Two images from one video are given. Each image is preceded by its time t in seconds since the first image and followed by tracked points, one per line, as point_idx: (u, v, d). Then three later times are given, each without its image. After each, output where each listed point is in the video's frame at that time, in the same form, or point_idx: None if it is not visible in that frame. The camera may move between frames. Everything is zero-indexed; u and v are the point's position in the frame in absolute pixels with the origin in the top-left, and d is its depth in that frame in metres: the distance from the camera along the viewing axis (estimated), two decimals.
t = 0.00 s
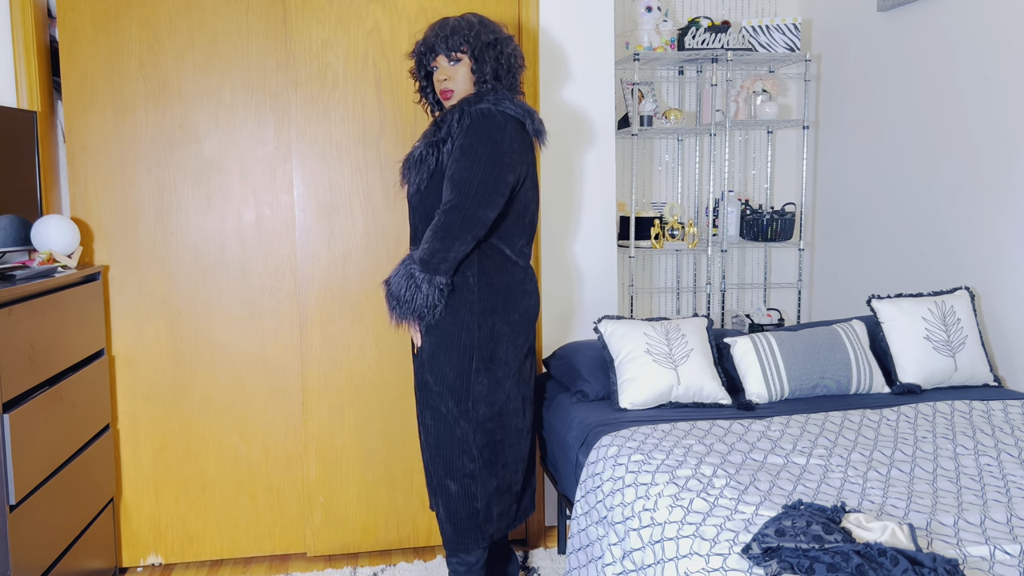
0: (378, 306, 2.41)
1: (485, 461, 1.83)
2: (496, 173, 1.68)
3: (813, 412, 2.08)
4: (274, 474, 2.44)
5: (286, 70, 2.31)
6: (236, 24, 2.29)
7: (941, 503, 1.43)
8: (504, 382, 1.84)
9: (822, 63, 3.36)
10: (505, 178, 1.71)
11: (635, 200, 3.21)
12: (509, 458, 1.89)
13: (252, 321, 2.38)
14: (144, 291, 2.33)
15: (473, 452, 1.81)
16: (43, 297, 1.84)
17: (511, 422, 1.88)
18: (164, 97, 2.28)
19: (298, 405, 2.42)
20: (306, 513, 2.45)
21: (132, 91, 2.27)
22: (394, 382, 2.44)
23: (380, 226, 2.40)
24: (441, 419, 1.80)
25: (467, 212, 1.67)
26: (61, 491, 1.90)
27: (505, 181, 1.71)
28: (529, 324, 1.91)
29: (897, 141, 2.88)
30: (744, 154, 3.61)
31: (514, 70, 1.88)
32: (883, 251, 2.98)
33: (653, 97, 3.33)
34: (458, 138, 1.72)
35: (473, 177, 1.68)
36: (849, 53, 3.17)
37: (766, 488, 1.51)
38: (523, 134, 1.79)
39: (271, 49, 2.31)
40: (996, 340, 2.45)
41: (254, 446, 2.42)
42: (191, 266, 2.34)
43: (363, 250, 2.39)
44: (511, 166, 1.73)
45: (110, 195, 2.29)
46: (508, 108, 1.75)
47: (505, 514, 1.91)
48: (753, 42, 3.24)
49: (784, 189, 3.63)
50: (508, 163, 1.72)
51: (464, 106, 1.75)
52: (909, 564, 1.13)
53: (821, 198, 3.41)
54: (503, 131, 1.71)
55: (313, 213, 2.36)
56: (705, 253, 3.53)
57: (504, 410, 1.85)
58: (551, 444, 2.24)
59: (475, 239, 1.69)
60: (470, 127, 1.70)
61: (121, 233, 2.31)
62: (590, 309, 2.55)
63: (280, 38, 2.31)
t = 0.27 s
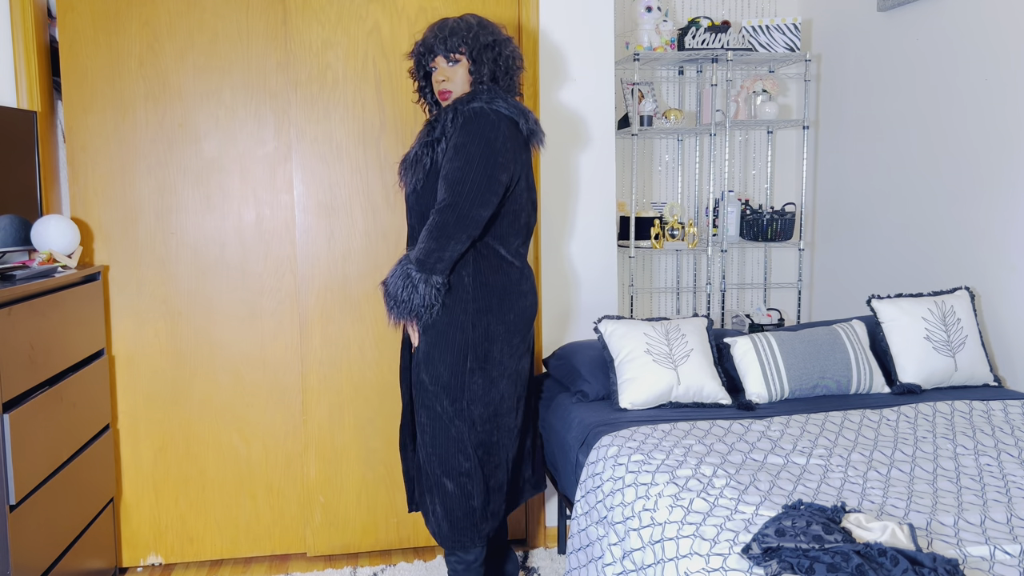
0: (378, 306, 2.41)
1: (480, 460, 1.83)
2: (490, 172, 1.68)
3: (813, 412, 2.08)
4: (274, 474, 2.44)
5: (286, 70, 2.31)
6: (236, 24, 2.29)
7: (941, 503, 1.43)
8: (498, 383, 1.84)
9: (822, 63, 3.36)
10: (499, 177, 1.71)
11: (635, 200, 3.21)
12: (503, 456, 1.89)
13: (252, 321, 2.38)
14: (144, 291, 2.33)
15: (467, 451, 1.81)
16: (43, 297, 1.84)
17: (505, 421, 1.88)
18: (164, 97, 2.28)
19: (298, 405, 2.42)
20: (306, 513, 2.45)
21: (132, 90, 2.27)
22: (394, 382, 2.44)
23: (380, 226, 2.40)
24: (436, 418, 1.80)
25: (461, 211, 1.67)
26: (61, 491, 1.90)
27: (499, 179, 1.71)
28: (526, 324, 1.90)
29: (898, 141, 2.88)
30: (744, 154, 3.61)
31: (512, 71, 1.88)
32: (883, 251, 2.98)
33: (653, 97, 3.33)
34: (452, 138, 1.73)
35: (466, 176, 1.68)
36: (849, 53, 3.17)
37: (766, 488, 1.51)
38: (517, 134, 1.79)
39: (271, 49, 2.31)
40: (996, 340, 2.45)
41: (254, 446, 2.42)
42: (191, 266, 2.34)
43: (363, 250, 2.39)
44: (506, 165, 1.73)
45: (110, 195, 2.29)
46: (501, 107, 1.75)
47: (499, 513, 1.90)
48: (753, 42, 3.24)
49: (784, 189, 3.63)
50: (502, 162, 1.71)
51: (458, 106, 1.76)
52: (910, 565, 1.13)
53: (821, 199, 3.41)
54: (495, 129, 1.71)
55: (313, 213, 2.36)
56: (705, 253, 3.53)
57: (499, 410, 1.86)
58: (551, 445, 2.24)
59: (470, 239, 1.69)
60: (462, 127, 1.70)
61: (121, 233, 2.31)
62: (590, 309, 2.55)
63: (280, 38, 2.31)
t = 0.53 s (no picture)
0: (378, 306, 2.41)
1: (489, 454, 1.86)
2: (505, 173, 1.70)
3: (813, 412, 2.08)
4: (274, 473, 2.44)
5: (286, 70, 2.32)
6: (236, 24, 2.29)
7: (941, 503, 1.43)
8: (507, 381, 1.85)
9: (822, 63, 3.36)
10: (512, 176, 1.72)
11: (634, 200, 3.21)
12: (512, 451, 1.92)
13: (252, 321, 2.38)
14: (144, 291, 2.33)
15: (478, 446, 1.83)
16: (43, 297, 1.84)
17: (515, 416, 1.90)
18: (164, 97, 2.28)
19: (298, 405, 2.42)
20: (306, 513, 2.46)
21: (132, 90, 2.27)
22: (394, 381, 2.44)
23: (381, 226, 2.40)
24: (445, 414, 1.82)
25: (477, 211, 1.68)
26: (61, 491, 1.90)
27: (512, 179, 1.72)
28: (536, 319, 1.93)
29: (898, 140, 2.88)
30: (744, 154, 3.61)
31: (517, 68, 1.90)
32: (883, 251, 2.98)
33: (653, 97, 3.33)
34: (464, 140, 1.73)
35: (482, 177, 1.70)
36: (849, 53, 3.17)
37: (766, 488, 1.51)
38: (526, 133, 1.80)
39: (271, 48, 2.31)
40: (996, 340, 2.45)
41: (254, 446, 2.42)
42: (191, 266, 2.34)
43: (363, 250, 2.39)
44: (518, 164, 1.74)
45: (110, 195, 2.29)
46: (512, 106, 1.77)
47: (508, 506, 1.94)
48: (753, 42, 3.24)
49: (784, 189, 3.63)
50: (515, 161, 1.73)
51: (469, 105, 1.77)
52: (909, 565, 1.13)
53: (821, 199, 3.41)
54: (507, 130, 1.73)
55: (313, 213, 2.36)
56: (705, 253, 3.53)
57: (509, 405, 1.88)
58: (552, 445, 2.24)
59: (486, 239, 1.71)
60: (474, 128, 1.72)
61: (121, 233, 2.31)
62: (590, 309, 2.55)
63: (280, 38, 2.31)
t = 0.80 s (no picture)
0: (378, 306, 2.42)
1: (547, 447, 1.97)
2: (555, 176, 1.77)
3: (813, 412, 2.08)
4: (274, 473, 2.44)
5: (286, 70, 2.31)
6: (236, 24, 2.29)
7: (941, 503, 1.43)
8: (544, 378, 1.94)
9: (822, 63, 3.36)
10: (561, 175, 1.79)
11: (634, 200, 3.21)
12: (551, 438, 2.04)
13: (252, 321, 2.38)
14: (144, 291, 2.33)
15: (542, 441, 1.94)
16: (43, 297, 1.84)
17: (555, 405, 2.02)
18: (164, 97, 2.28)
19: (298, 405, 2.42)
20: (307, 513, 2.46)
21: (132, 90, 2.27)
22: (394, 381, 2.44)
23: (381, 226, 2.40)
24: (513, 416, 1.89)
25: (550, 211, 1.74)
26: (61, 492, 1.90)
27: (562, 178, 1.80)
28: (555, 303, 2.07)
29: (898, 140, 2.88)
30: (744, 153, 3.61)
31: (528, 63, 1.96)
32: (883, 251, 2.98)
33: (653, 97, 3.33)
34: (521, 143, 1.76)
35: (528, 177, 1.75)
36: (849, 53, 3.17)
37: (766, 488, 1.51)
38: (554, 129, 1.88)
39: (271, 48, 2.31)
40: (996, 340, 2.45)
41: (255, 446, 2.42)
42: (191, 266, 2.34)
43: (363, 250, 2.39)
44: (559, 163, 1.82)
45: (110, 195, 2.29)
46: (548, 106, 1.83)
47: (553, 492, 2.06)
48: (753, 42, 3.24)
49: (784, 189, 3.63)
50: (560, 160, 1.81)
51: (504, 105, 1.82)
52: (909, 565, 1.13)
53: (821, 198, 3.41)
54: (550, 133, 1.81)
55: (313, 213, 2.36)
56: (705, 253, 3.53)
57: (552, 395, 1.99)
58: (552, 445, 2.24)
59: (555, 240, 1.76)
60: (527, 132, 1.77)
61: (121, 233, 2.31)
62: (590, 308, 2.55)
63: (280, 38, 2.31)
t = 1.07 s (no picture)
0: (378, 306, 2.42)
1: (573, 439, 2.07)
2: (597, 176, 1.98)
3: (813, 412, 2.08)
4: (273, 473, 2.44)
5: (286, 70, 2.31)
6: (236, 24, 2.29)
7: (941, 503, 1.43)
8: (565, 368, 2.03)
9: (822, 63, 3.36)
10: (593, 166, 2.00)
11: (634, 200, 3.22)
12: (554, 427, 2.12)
13: (252, 321, 2.38)
14: (144, 292, 2.33)
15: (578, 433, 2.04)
16: (43, 297, 1.84)
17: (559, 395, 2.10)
18: (164, 97, 2.28)
19: (298, 405, 2.42)
20: (307, 513, 2.46)
21: (131, 90, 2.27)
22: (394, 381, 2.44)
23: (380, 226, 2.40)
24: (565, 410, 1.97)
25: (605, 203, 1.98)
26: (61, 492, 1.90)
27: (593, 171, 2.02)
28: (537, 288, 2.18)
29: (898, 140, 2.87)
30: (744, 154, 3.61)
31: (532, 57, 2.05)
32: (882, 251, 2.98)
33: (653, 97, 3.33)
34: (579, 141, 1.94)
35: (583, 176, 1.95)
36: (849, 53, 3.17)
37: (766, 488, 1.51)
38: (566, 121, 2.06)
39: (271, 48, 2.31)
40: (996, 340, 2.45)
41: (254, 446, 2.42)
42: (190, 266, 2.34)
43: (363, 249, 2.39)
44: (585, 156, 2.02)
45: (110, 195, 2.29)
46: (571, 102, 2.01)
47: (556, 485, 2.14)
48: (753, 42, 3.24)
49: (784, 189, 3.63)
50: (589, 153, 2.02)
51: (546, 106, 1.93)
52: (909, 564, 1.13)
53: (821, 198, 3.41)
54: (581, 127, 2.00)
55: (313, 213, 2.36)
56: (705, 253, 3.53)
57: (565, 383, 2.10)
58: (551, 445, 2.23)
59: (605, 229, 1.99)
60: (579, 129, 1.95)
61: (120, 233, 2.30)
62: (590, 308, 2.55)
63: (280, 38, 2.31)
